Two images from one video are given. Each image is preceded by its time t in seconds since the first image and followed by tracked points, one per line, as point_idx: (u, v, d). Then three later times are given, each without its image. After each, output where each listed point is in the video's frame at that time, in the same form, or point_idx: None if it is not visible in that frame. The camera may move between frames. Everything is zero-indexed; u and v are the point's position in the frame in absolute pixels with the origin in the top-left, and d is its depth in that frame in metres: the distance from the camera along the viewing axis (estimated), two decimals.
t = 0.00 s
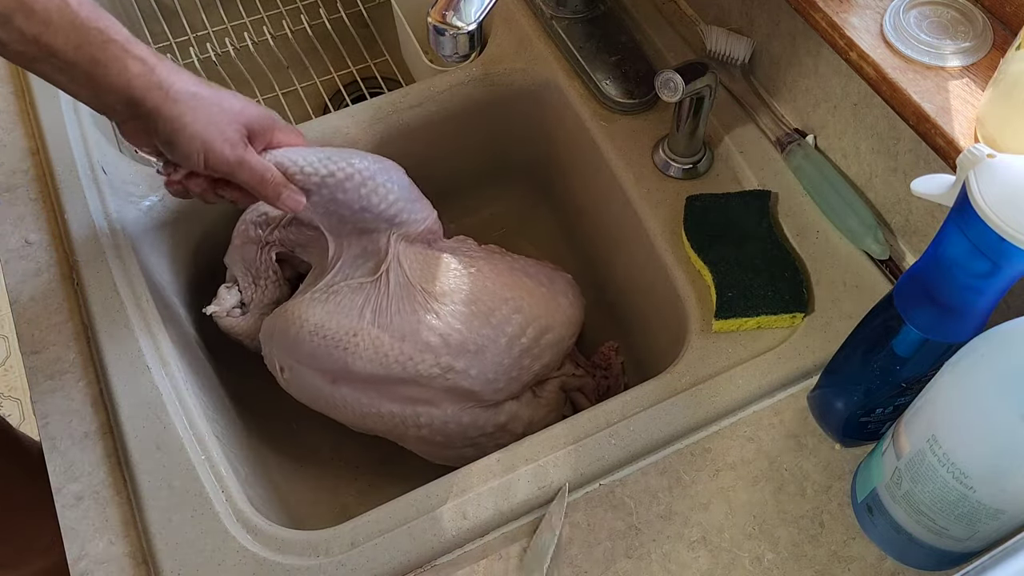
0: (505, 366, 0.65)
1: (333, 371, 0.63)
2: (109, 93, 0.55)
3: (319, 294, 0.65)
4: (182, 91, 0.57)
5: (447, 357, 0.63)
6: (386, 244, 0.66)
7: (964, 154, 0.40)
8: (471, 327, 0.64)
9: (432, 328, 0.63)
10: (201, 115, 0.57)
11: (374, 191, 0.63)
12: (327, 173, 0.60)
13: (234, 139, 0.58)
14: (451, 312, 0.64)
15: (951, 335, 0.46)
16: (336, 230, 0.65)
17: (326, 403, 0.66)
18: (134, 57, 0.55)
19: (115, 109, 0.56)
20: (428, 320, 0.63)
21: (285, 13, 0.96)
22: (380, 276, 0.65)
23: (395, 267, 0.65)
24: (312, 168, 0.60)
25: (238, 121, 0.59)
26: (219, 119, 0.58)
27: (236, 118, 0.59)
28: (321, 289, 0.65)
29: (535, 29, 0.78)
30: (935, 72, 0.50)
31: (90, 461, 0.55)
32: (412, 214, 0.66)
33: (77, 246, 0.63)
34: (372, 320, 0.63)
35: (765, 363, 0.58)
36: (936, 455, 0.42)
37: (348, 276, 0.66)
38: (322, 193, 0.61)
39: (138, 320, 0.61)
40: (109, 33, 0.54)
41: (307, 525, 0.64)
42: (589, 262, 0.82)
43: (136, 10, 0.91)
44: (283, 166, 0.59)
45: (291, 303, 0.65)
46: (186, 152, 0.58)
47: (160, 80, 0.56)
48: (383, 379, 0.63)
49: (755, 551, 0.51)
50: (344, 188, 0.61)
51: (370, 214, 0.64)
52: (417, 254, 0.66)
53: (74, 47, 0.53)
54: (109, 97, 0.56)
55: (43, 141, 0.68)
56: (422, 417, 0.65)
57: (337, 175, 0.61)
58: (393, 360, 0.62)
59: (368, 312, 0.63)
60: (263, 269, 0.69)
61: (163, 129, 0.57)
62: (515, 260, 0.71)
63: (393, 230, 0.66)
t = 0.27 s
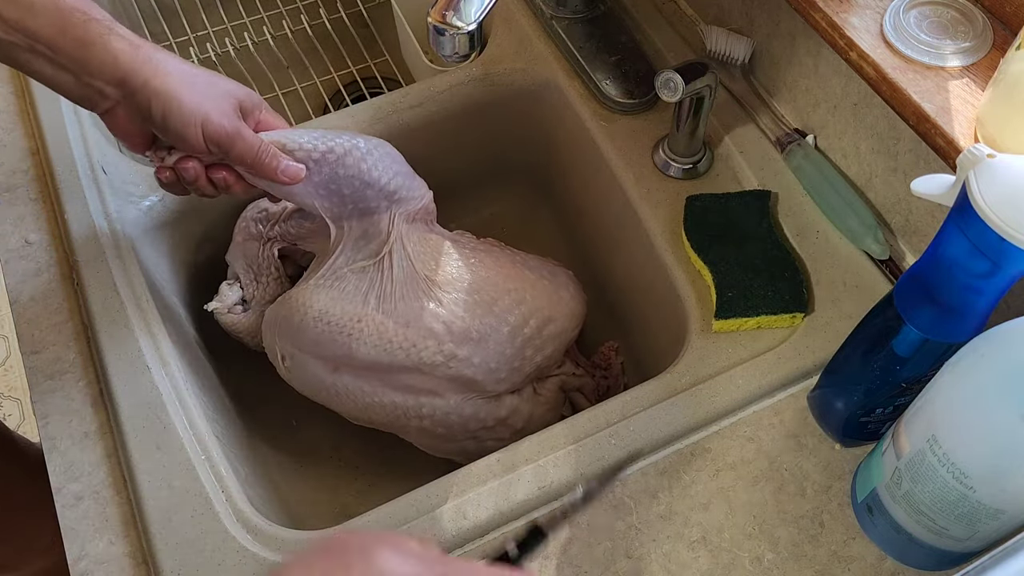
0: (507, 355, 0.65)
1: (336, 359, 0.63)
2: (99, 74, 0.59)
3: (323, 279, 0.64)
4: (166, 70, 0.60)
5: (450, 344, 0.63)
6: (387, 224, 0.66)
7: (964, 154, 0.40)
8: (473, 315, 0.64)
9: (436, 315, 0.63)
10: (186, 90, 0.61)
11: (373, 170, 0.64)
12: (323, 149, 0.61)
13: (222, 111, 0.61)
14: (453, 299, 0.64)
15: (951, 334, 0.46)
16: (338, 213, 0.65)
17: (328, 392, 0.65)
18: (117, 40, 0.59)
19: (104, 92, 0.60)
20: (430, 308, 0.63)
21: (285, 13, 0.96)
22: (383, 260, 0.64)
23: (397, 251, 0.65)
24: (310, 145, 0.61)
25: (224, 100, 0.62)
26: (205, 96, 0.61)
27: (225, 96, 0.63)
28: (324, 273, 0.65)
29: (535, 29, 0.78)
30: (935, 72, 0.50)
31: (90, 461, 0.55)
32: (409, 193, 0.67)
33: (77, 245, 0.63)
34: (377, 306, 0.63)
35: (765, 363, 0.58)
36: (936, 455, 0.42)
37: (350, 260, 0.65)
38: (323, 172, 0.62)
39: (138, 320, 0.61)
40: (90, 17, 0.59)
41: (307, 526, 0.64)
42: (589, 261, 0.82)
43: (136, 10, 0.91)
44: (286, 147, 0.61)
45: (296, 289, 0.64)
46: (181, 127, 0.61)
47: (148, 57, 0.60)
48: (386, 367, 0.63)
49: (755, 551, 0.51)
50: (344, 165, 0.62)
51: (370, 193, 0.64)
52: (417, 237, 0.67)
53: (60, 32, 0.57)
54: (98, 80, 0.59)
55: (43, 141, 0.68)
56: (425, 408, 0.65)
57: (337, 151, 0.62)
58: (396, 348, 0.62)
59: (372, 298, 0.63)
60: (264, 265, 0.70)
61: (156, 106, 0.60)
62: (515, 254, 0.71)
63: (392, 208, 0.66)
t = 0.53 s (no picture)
0: (507, 351, 0.65)
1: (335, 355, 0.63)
2: (93, 62, 0.59)
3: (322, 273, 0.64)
4: (160, 55, 0.60)
5: (450, 338, 0.62)
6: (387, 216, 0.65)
7: (964, 154, 0.40)
8: (474, 310, 0.63)
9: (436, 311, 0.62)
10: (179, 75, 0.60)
11: (372, 161, 0.63)
12: (318, 140, 0.61)
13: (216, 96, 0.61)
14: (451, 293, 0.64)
15: (951, 334, 0.46)
16: (337, 205, 0.65)
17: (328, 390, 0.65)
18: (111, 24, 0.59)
19: (100, 81, 0.60)
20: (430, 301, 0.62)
21: (285, 13, 0.96)
22: (382, 253, 0.64)
23: (397, 243, 0.64)
24: (309, 136, 0.61)
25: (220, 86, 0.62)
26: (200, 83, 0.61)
27: (221, 83, 0.63)
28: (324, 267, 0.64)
29: (535, 29, 0.78)
30: (935, 72, 0.50)
31: (90, 461, 0.55)
32: (407, 183, 0.66)
33: (77, 245, 0.63)
34: (376, 300, 0.63)
35: (765, 363, 0.58)
36: (936, 455, 0.42)
37: (349, 253, 0.65)
38: (320, 160, 0.62)
39: (138, 320, 0.61)
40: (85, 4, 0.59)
41: (307, 525, 0.64)
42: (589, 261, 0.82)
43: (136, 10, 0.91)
44: (286, 138, 0.61)
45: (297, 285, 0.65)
46: (176, 114, 0.60)
47: (142, 44, 0.60)
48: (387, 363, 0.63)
49: (755, 551, 0.51)
50: (343, 155, 0.62)
51: (368, 183, 0.64)
52: (418, 230, 0.66)
53: (56, 23, 0.57)
54: (93, 69, 0.59)
55: (43, 140, 0.68)
56: (426, 404, 0.65)
57: (334, 142, 0.62)
58: (395, 341, 0.61)
59: (372, 292, 0.63)
60: (264, 263, 0.69)
61: (152, 93, 0.60)
62: (514, 251, 0.71)
63: (391, 200, 0.65)
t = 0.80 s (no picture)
0: (507, 348, 0.65)
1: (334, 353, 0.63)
2: (85, 62, 0.58)
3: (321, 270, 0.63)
4: (149, 53, 0.60)
5: (449, 335, 0.62)
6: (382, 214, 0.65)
7: (964, 154, 0.40)
8: (473, 307, 0.64)
9: (434, 308, 0.62)
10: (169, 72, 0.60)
11: (365, 158, 0.63)
12: (312, 137, 0.61)
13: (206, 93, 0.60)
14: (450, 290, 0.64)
15: (951, 334, 0.46)
16: (332, 202, 0.64)
17: (327, 389, 0.65)
18: (100, 22, 0.58)
19: (91, 81, 0.60)
20: (429, 299, 0.62)
21: (285, 13, 0.96)
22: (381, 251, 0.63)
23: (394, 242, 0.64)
24: (301, 133, 0.61)
25: (210, 83, 0.62)
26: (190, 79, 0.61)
27: (210, 79, 0.62)
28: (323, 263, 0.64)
29: (535, 29, 0.78)
30: (935, 72, 0.50)
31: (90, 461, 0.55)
32: (401, 180, 0.65)
33: (77, 245, 0.63)
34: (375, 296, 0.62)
35: (765, 363, 0.58)
36: (936, 455, 0.42)
37: (346, 250, 0.64)
38: (314, 157, 0.61)
39: (138, 320, 0.61)
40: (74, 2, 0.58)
41: (306, 525, 0.64)
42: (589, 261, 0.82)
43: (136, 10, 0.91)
44: (279, 134, 0.60)
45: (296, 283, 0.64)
46: (167, 111, 0.60)
47: (131, 42, 0.59)
48: (386, 360, 0.62)
49: (755, 551, 0.51)
50: (336, 153, 0.61)
51: (362, 180, 0.63)
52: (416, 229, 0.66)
53: (48, 24, 0.56)
54: (84, 67, 0.59)
55: (43, 140, 0.68)
56: (425, 402, 0.65)
57: (327, 139, 0.61)
58: (394, 338, 0.61)
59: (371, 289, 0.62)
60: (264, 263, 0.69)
61: (142, 91, 0.59)
62: (512, 249, 0.71)
63: (386, 198, 0.65)
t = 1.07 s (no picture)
0: (504, 347, 0.64)
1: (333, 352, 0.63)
2: (69, 74, 0.59)
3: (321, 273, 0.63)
4: (133, 62, 0.59)
5: (447, 334, 0.62)
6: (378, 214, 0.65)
7: (964, 154, 0.40)
8: (472, 306, 0.64)
9: (433, 308, 0.62)
10: (154, 80, 0.59)
11: (357, 158, 0.62)
12: (303, 138, 0.59)
13: (192, 98, 0.60)
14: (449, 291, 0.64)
15: (951, 334, 0.46)
16: (326, 202, 0.64)
17: (326, 388, 0.66)
18: (81, 35, 0.58)
19: (75, 92, 0.60)
20: (429, 299, 0.62)
21: (285, 13, 0.96)
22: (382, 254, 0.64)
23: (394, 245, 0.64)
24: (292, 134, 0.59)
25: (195, 87, 0.61)
26: (174, 86, 0.60)
27: (196, 84, 0.62)
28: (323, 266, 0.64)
29: (535, 29, 0.78)
30: (935, 72, 0.50)
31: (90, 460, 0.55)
32: (392, 177, 0.64)
33: (77, 244, 0.63)
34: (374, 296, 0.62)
35: (765, 363, 0.58)
36: (936, 455, 0.42)
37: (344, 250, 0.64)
38: (306, 159, 0.60)
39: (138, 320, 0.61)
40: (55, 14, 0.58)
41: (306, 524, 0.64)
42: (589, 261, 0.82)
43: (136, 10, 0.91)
44: (268, 136, 0.59)
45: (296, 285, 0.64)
46: (153, 118, 0.59)
47: (113, 52, 0.59)
48: (385, 359, 0.63)
49: (755, 551, 0.51)
50: (327, 154, 0.60)
51: (355, 180, 0.62)
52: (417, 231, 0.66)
53: (31, 33, 0.57)
54: (67, 78, 0.59)
55: (43, 140, 0.68)
56: (423, 401, 0.65)
57: (318, 140, 0.60)
58: (392, 337, 0.61)
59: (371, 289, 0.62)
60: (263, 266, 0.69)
61: (126, 100, 0.59)
62: (509, 248, 0.71)
63: (380, 198, 0.64)
